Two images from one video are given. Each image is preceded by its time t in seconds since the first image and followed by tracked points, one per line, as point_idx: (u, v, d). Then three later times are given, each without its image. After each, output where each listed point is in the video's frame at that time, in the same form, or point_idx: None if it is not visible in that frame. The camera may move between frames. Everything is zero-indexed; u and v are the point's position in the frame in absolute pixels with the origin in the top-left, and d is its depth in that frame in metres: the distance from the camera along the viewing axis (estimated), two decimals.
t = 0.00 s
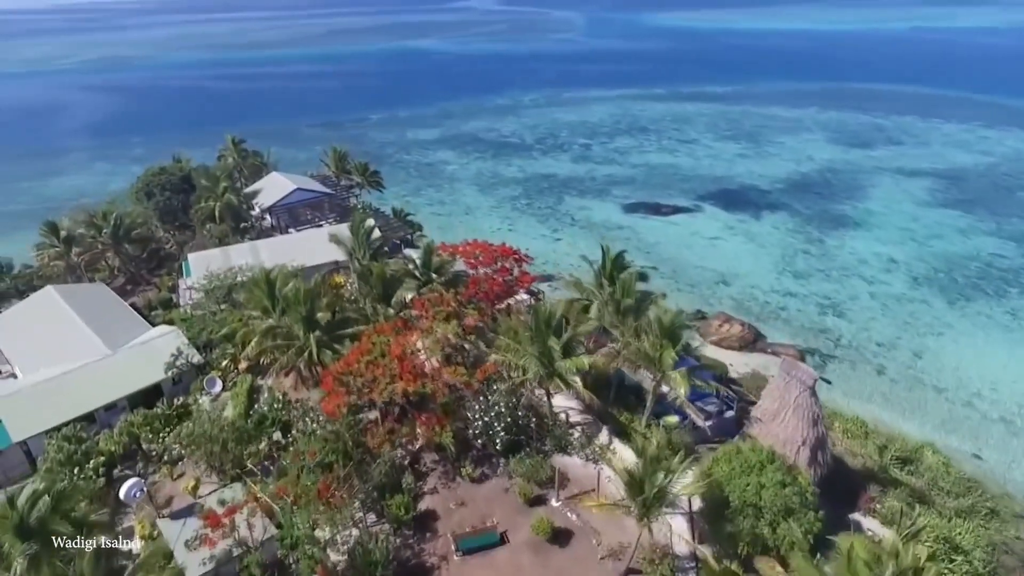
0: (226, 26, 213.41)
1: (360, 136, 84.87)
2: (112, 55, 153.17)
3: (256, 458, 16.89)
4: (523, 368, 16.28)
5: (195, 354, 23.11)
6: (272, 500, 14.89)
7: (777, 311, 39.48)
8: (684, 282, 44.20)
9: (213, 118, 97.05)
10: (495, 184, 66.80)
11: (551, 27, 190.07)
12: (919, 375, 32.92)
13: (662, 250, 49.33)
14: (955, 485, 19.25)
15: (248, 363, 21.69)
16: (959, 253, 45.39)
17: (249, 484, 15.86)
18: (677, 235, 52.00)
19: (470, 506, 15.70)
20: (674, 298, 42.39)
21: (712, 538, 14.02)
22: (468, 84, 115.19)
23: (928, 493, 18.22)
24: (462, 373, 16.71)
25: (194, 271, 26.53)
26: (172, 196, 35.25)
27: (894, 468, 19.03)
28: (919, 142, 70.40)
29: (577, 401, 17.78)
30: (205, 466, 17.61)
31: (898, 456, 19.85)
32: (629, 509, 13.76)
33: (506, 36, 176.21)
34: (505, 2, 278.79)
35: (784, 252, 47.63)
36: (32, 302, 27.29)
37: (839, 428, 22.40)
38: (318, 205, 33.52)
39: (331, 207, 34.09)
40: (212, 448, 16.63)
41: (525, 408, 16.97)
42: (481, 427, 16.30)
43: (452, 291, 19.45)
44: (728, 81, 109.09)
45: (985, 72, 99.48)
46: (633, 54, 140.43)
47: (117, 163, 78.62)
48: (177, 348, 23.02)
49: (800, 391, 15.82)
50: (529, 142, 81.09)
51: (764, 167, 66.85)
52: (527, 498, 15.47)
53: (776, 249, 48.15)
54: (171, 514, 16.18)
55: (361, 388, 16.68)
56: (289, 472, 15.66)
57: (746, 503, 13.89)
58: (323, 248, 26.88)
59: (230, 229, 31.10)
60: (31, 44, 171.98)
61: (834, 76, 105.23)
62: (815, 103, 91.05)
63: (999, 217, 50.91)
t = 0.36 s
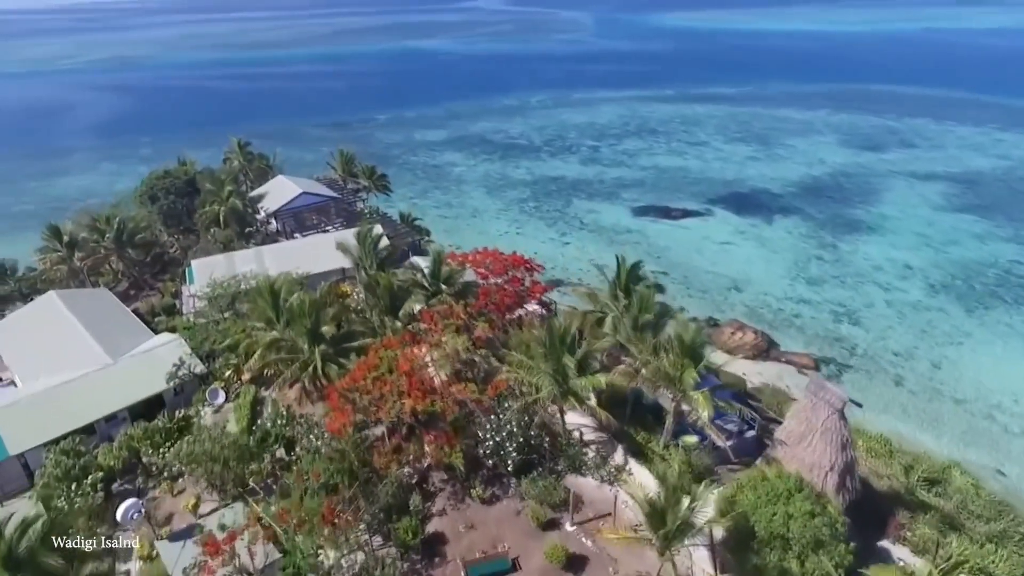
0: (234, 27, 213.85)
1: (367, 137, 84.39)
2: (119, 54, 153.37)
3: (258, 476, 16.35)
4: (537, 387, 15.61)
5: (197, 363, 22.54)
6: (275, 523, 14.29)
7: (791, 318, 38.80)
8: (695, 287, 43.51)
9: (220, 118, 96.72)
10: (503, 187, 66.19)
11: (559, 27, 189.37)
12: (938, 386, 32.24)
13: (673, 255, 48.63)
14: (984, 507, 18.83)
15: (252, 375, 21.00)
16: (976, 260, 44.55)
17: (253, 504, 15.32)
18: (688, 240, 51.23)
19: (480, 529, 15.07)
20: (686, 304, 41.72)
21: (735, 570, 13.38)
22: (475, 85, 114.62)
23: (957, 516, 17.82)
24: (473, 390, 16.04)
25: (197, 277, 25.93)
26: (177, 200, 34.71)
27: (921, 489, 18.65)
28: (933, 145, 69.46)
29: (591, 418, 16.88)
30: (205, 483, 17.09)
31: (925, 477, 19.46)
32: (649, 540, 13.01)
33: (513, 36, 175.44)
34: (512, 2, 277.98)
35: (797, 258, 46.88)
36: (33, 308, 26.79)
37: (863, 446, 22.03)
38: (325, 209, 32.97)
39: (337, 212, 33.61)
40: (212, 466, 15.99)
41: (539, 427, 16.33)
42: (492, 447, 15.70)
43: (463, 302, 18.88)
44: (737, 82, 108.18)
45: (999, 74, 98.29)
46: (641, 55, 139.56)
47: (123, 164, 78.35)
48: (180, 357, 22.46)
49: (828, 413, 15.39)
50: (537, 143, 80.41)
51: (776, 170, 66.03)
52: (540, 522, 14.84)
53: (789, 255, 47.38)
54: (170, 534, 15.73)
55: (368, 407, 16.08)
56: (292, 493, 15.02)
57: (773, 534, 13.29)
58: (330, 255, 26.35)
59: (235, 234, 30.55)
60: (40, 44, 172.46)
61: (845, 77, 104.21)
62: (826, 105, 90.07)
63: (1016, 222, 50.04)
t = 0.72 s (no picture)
0: (241, 26, 214.09)
1: (373, 138, 83.96)
2: (127, 54, 153.53)
3: (261, 493, 15.85)
4: (549, 404, 15.11)
5: (199, 371, 22.03)
6: (277, 545, 13.73)
7: (803, 325, 38.20)
8: (705, 292, 42.94)
9: (225, 118, 96.44)
10: (509, 188, 65.68)
11: (566, 27, 188.66)
12: (954, 396, 31.63)
13: (681, 259, 48.02)
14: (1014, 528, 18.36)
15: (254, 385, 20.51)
16: (991, 265, 43.82)
17: (253, 524, 14.85)
18: (697, 244, 50.61)
19: (489, 550, 14.47)
20: (696, 310, 41.12)
21: None
22: (481, 85, 114.10)
23: (984, 539, 17.42)
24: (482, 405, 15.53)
25: (200, 284, 25.38)
26: (180, 203, 34.20)
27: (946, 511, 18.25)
28: (945, 148, 68.64)
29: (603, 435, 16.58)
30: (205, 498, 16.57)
31: (950, 498, 19.04)
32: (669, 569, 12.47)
33: (519, 36, 174.79)
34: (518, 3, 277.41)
35: (808, 263, 46.22)
36: (33, 314, 26.36)
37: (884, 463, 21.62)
38: (330, 214, 32.49)
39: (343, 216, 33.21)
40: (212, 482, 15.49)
41: (551, 444, 15.78)
42: (502, 465, 15.19)
43: (471, 313, 18.37)
44: (746, 83, 107.42)
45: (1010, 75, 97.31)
46: (648, 55, 138.87)
47: (129, 164, 78.13)
48: (182, 366, 21.95)
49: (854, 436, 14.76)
50: (544, 145, 79.88)
51: (785, 173, 65.34)
52: (552, 544, 14.24)
53: (800, 260, 46.73)
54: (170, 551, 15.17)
55: (373, 423, 15.58)
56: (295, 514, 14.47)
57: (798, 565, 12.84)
58: (336, 261, 25.81)
59: (239, 238, 30.17)
60: (48, 43, 172.87)
61: (855, 79, 103.33)
62: (836, 107, 89.25)
63: None
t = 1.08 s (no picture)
0: (249, 26, 214.25)
1: (380, 139, 83.56)
2: (134, 53, 153.70)
3: (264, 510, 15.34)
4: (563, 422, 14.58)
5: (202, 381, 21.55)
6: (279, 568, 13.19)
7: (816, 332, 37.62)
8: (716, 298, 42.37)
9: (232, 118, 96.24)
10: (517, 191, 65.17)
11: (573, 27, 187.91)
12: (974, 407, 31.00)
13: (692, 264, 47.45)
14: None
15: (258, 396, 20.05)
16: (1008, 272, 43.07)
17: (256, 544, 14.40)
18: (707, 248, 49.97)
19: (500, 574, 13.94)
20: (708, 315, 40.56)
21: None
22: (489, 86, 113.56)
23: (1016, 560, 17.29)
24: (493, 423, 15.06)
25: (203, 290, 24.78)
26: (185, 207, 33.55)
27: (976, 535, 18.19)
28: (959, 151, 67.75)
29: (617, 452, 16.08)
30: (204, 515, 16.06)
31: (979, 520, 18.94)
32: None
33: (526, 36, 174.10)
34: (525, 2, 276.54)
35: (821, 268, 45.53)
36: (35, 319, 25.99)
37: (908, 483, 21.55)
38: (337, 218, 32.04)
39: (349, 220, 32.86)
40: (214, 499, 14.98)
41: (564, 463, 15.28)
42: (514, 486, 14.65)
43: (482, 324, 17.86)
44: (755, 84, 106.61)
45: None
46: (656, 56, 138.07)
47: (136, 164, 77.95)
48: (184, 375, 21.46)
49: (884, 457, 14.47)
50: (552, 146, 79.30)
51: (796, 176, 64.62)
52: (566, 568, 13.71)
53: (813, 265, 46.08)
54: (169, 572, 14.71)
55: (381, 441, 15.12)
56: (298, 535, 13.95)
57: None
58: (342, 268, 25.30)
59: (244, 242, 29.58)
60: (56, 43, 173.28)
61: (865, 80, 102.35)
62: (846, 108, 88.39)
63: None
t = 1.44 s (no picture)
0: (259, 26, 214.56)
1: (388, 140, 83.03)
2: (143, 53, 153.74)
3: (269, 533, 14.70)
4: (582, 446, 13.89)
5: (207, 392, 20.95)
6: None
7: (833, 341, 36.86)
8: (729, 305, 41.65)
9: (240, 118, 95.94)
10: (526, 193, 64.51)
11: (583, 28, 187.01)
12: (998, 420, 30.26)
13: (705, 269, 46.70)
14: None
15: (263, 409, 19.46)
16: None
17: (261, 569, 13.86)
18: (719, 253, 49.16)
19: None
20: (723, 322, 39.86)
21: None
22: (498, 87, 112.90)
23: None
24: (508, 444, 14.45)
25: (207, 298, 24.03)
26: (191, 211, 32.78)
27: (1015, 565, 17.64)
28: (976, 155, 66.69)
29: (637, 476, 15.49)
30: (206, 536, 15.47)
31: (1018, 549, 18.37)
32: None
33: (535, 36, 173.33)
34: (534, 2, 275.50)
35: (836, 274, 44.72)
36: (38, 326, 25.47)
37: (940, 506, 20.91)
38: (344, 222, 31.42)
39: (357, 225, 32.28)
40: (216, 522, 14.38)
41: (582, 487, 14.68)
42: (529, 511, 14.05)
43: (495, 338, 17.26)
44: (766, 86, 105.63)
45: None
46: (667, 57, 137.12)
47: (144, 164, 77.68)
48: (188, 386, 20.90)
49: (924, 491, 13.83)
50: (561, 148, 78.58)
51: (810, 179, 63.74)
52: None
53: (829, 271, 45.26)
54: None
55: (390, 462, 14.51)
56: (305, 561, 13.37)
57: None
58: (351, 277, 24.60)
59: (251, 246, 29.26)
60: (67, 43, 173.76)
61: (879, 82, 101.20)
62: (860, 111, 87.31)
63: None
